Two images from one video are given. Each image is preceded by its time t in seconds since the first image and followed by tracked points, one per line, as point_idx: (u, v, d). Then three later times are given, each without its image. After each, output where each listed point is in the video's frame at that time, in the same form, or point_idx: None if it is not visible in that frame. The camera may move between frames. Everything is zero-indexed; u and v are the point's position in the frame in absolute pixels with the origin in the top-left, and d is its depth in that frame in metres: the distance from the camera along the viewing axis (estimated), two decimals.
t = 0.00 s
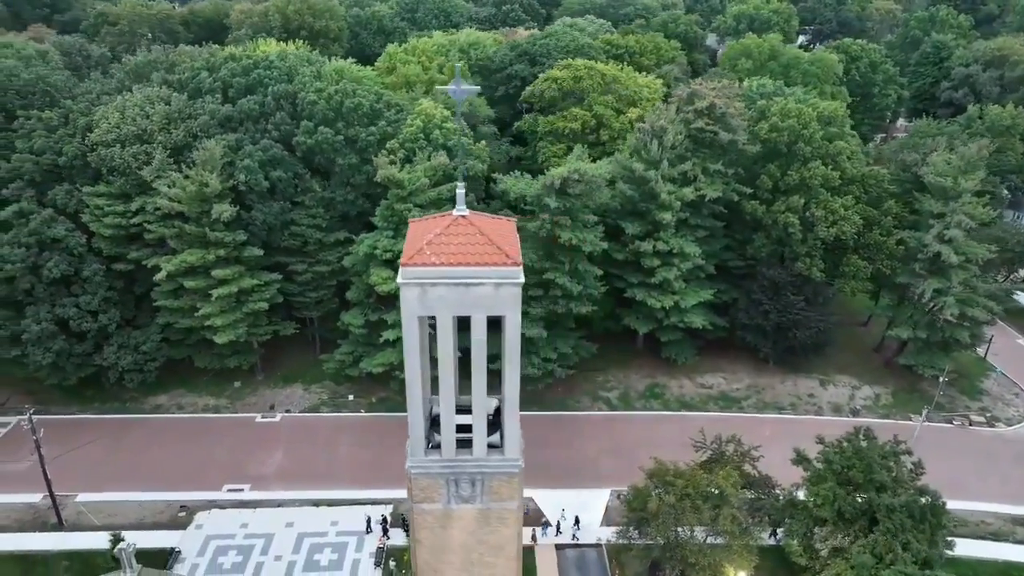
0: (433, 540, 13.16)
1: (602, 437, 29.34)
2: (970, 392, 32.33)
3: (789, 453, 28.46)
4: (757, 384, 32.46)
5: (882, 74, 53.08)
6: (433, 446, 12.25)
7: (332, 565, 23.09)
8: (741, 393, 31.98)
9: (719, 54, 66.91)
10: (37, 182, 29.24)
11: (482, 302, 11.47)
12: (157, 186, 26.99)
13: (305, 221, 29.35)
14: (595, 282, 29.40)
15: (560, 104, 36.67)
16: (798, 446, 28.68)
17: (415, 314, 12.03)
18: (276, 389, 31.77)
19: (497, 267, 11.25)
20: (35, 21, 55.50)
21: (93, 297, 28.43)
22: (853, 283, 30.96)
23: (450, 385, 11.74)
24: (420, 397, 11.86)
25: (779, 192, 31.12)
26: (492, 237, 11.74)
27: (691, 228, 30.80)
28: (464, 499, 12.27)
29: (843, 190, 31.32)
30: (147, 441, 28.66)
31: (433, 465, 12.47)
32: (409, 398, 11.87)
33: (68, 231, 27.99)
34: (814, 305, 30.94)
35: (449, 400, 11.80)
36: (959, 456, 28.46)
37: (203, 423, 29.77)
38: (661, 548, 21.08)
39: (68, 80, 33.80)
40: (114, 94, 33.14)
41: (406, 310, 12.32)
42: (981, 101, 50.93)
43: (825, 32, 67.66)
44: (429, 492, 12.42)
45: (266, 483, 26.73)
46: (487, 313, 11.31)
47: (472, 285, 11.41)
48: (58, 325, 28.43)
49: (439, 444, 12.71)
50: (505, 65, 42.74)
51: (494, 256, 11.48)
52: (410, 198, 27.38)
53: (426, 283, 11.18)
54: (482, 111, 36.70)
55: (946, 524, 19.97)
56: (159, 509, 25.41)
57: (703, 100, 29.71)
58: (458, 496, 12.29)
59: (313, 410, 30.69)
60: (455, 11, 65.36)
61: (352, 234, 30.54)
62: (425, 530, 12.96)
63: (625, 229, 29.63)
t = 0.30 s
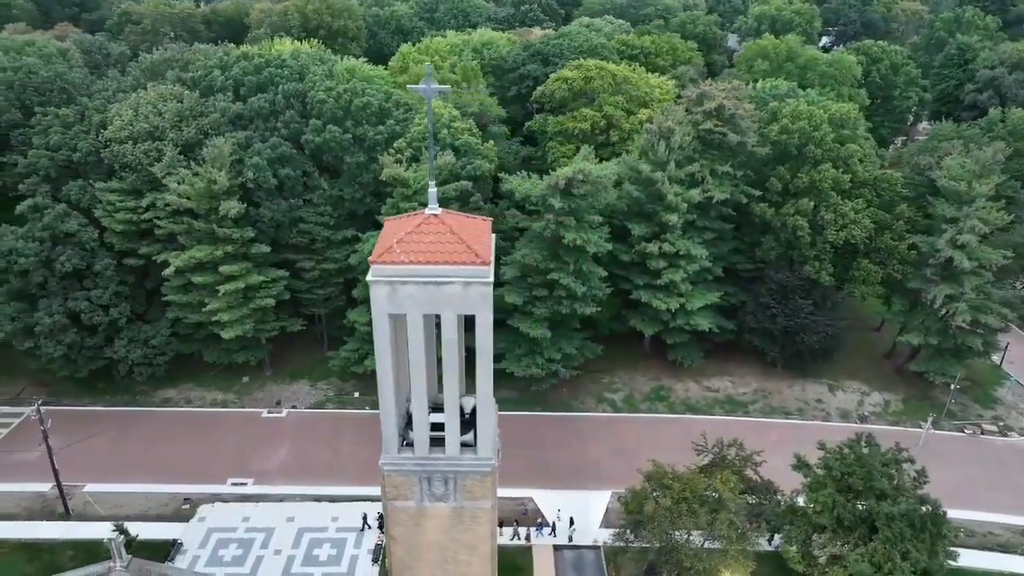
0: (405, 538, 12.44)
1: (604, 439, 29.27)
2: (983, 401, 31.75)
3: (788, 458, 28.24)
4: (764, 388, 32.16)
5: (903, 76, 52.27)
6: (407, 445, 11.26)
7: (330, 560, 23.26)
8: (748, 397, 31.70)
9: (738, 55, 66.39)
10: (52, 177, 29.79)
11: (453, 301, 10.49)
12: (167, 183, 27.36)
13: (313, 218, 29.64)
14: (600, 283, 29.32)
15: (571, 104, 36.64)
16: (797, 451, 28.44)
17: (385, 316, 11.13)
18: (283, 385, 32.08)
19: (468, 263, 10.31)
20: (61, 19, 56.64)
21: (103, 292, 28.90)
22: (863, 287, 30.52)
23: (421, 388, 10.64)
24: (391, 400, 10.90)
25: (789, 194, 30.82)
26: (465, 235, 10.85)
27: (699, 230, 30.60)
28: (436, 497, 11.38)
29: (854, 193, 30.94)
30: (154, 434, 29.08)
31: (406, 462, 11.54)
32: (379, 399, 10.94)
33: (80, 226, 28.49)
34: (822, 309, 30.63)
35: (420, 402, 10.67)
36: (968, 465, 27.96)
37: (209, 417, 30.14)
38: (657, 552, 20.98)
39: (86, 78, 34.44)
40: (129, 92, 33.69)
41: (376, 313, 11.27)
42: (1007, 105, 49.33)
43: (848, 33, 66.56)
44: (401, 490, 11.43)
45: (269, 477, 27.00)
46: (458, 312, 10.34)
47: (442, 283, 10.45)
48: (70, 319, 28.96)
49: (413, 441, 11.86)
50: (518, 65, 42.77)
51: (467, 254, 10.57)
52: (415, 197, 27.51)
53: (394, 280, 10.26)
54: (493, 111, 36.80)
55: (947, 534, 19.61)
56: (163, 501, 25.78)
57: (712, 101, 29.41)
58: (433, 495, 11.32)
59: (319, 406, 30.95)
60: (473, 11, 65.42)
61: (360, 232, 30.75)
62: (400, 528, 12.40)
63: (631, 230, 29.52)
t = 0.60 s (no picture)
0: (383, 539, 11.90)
1: (607, 441, 29.24)
2: (997, 409, 31.15)
3: (789, 464, 27.94)
4: (772, 393, 31.86)
5: (926, 78, 51.37)
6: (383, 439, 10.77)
7: (329, 555, 23.43)
8: (755, 401, 31.42)
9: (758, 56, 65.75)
10: (67, 173, 30.30)
11: (423, 300, 9.83)
12: (176, 179, 27.69)
13: (321, 216, 29.88)
14: (605, 284, 29.22)
15: (581, 105, 36.60)
16: (799, 458, 28.08)
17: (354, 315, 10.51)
18: (290, 381, 32.39)
19: (440, 261, 9.66)
20: (88, 19, 57.77)
21: (115, 286, 29.37)
22: (873, 293, 30.14)
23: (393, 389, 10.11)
24: (362, 401, 10.33)
25: (799, 197, 30.50)
26: (438, 232, 10.20)
27: (706, 232, 30.39)
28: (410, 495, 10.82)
29: (866, 197, 30.54)
30: (162, 427, 29.48)
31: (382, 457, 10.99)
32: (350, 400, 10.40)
33: (93, 221, 28.98)
34: (832, 313, 30.28)
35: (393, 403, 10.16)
36: (979, 475, 27.42)
37: (217, 412, 30.49)
38: (653, 554, 20.89)
39: (104, 76, 35.06)
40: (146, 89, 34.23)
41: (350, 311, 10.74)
42: None
43: (872, 35, 65.47)
44: (375, 487, 10.91)
45: (272, 472, 27.25)
46: (429, 312, 9.70)
47: (412, 282, 9.80)
48: (83, 312, 29.46)
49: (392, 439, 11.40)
50: (531, 65, 42.76)
51: (439, 253, 9.93)
52: (421, 196, 27.62)
53: (361, 278, 9.63)
54: (504, 111, 36.86)
55: (948, 545, 19.24)
56: (168, 493, 26.11)
57: (721, 102, 29.17)
58: (409, 492, 10.84)
59: (325, 403, 31.21)
60: (493, 11, 65.48)
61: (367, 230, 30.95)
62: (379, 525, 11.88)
63: (638, 231, 29.40)
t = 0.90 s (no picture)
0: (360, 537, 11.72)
1: (611, 443, 29.12)
2: (1012, 419, 30.54)
3: (792, 470, 27.64)
4: (780, 398, 31.52)
5: (950, 81, 50.45)
6: (356, 438, 10.69)
7: (329, 551, 23.63)
8: (763, 406, 31.11)
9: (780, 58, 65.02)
10: (83, 169, 30.80)
11: (394, 298, 9.76)
12: (187, 176, 28.06)
13: (330, 214, 30.12)
14: (612, 286, 29.12)
15: (593, 105, 36.51)
16: (802, 464, 27.76)
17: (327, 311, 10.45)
18: (298, 377, 32.70)
19: (411, 259, 9.58)
20: (114, 18, 58.86)
21: (127, 280, 29.83)
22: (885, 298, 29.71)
23: (367, 386, 10.12)
24: (334, 396, 10.30)
25: (811, 200, 30.15)
26: (411, 229, 10.13)
27: (715, 235, 30.14)
28: (383, 492, 10.63)
29: (878, 201, 30.10)
30: (170, 421, 29.89)
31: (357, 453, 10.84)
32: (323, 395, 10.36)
33: (106, 217, 29.46)
34: (842, 318, 29.89)
35: (367, 400, 10.17)
36: (991, 486, 26.87)
37: (225, 407, 30.85)
38: (649, 558, 20.78)
39: (122, 74, 35.63)
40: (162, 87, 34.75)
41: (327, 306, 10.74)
42: None
43: (898, 37, 64.39)
44: (349, 483, 10.71)
45: (277, 467, 27.52)
46: (399, 310, 9.63)
47: (383, 279, 9.72)
48: (96, 305, 29.98)
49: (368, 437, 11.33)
50: (545, 66, 42.74)
51: (411, 252, 9.83)
52: (428, 195, 27.72)
53: (330, 275, 9.56)
54: (516, 111, 36.88)
55: (950, 556, 18.89)
56: (174, 485, 26.48)
57: (732, 103, 28.91)
58: (385, 489, 10.65)
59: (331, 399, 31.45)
60: (512, 11, 65.54)
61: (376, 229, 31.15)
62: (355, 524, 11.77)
63: (645, 233, 29.26)
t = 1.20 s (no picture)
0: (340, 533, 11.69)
1: (614, 445, 29.00)
2: None
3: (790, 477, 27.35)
4: (788, 403, 31.17)
5: (974, 83, 49.49)
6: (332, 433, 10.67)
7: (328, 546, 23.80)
8: (771, 411, 30.78)
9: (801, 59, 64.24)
10: (98, 165, 31.30)
11: (366, 296, 9.67)
12: (198, 173, 28.42)
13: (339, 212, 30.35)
14: (617, 287, 29.01)
15: (605, 106, 36.39)
16: (803, 471, 27.42)
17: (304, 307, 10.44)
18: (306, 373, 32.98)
19: (382, 257, 9.48)
20: (139, 17, 59.86)
21: (139, 275, 30.28)
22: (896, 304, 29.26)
23: (339, 383, 10.06)
24: (308, 393, 10.25)
25: (821, 204, 29.78)
26: (385, 227, 10.04)
27: (724, 237, 29.88)
28: (358, 490, 10.57)
29: (891, 205, 29.64)
30: (179, 415, 30.30)
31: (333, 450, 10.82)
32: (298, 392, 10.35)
33: (120, 212, 29.94)
34: (851, 324, 29.48)
35: (340, 397, 10.12)
36: (1003, 498, 26.31)
37: (233, 401, 31.20)
38: (645, 561, 20.67)
39: (139, 72, 36.17)
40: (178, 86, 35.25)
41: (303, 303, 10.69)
42: None
43: (924, 38, 63.24)
44: (325, 480, 10.70)
45: (281, 462, 27.78)
46: (371, 308, 9.55)
47: (355, 277, 9.66)
48: (108, 299, 30.49)
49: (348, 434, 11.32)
50: (558, 66, 42.67)
51: (383, 250, 9.72)
52: (434, 194, 27.79)
53: (303, 273, 9.48)
54: (527, 111, 36.89)
55: (950, 567, 18.52)
56: (180, 478, 26.84)
57: (742, 105, 28.64)
58: (359, 488, 10.60)
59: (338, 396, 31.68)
60: (532, 11, 65.52)
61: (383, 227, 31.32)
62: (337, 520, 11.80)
63: (651, 235, 29.10)
